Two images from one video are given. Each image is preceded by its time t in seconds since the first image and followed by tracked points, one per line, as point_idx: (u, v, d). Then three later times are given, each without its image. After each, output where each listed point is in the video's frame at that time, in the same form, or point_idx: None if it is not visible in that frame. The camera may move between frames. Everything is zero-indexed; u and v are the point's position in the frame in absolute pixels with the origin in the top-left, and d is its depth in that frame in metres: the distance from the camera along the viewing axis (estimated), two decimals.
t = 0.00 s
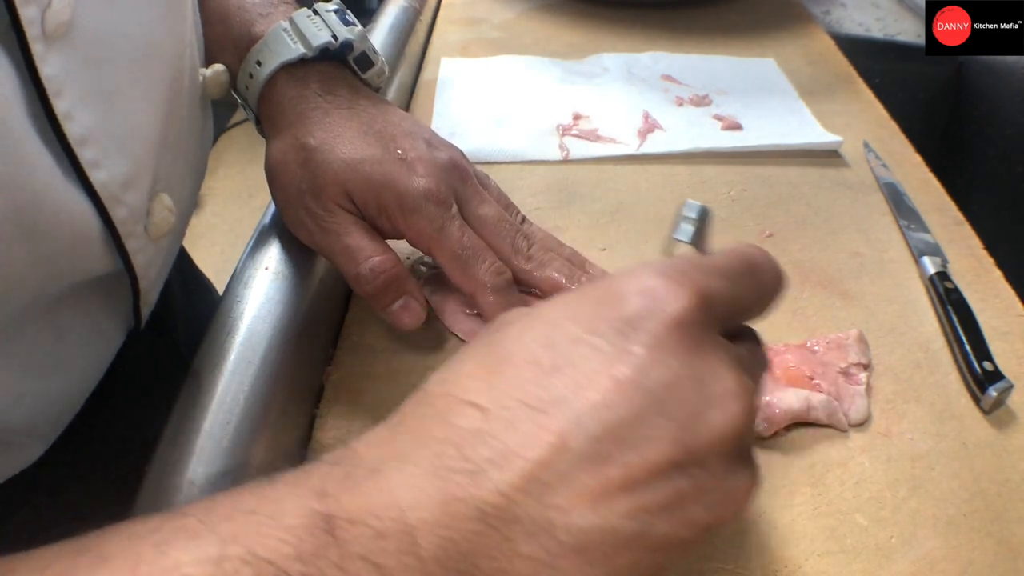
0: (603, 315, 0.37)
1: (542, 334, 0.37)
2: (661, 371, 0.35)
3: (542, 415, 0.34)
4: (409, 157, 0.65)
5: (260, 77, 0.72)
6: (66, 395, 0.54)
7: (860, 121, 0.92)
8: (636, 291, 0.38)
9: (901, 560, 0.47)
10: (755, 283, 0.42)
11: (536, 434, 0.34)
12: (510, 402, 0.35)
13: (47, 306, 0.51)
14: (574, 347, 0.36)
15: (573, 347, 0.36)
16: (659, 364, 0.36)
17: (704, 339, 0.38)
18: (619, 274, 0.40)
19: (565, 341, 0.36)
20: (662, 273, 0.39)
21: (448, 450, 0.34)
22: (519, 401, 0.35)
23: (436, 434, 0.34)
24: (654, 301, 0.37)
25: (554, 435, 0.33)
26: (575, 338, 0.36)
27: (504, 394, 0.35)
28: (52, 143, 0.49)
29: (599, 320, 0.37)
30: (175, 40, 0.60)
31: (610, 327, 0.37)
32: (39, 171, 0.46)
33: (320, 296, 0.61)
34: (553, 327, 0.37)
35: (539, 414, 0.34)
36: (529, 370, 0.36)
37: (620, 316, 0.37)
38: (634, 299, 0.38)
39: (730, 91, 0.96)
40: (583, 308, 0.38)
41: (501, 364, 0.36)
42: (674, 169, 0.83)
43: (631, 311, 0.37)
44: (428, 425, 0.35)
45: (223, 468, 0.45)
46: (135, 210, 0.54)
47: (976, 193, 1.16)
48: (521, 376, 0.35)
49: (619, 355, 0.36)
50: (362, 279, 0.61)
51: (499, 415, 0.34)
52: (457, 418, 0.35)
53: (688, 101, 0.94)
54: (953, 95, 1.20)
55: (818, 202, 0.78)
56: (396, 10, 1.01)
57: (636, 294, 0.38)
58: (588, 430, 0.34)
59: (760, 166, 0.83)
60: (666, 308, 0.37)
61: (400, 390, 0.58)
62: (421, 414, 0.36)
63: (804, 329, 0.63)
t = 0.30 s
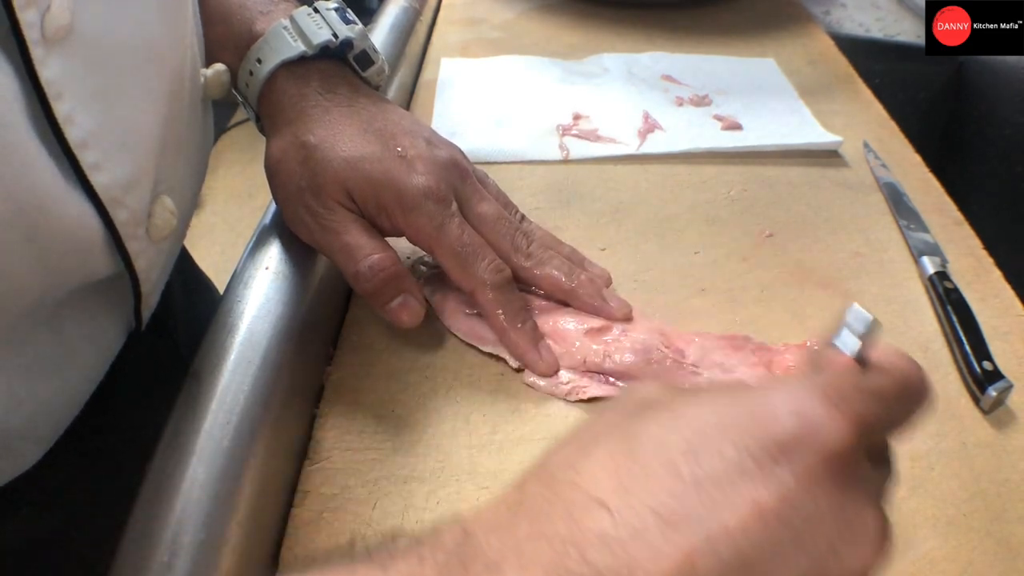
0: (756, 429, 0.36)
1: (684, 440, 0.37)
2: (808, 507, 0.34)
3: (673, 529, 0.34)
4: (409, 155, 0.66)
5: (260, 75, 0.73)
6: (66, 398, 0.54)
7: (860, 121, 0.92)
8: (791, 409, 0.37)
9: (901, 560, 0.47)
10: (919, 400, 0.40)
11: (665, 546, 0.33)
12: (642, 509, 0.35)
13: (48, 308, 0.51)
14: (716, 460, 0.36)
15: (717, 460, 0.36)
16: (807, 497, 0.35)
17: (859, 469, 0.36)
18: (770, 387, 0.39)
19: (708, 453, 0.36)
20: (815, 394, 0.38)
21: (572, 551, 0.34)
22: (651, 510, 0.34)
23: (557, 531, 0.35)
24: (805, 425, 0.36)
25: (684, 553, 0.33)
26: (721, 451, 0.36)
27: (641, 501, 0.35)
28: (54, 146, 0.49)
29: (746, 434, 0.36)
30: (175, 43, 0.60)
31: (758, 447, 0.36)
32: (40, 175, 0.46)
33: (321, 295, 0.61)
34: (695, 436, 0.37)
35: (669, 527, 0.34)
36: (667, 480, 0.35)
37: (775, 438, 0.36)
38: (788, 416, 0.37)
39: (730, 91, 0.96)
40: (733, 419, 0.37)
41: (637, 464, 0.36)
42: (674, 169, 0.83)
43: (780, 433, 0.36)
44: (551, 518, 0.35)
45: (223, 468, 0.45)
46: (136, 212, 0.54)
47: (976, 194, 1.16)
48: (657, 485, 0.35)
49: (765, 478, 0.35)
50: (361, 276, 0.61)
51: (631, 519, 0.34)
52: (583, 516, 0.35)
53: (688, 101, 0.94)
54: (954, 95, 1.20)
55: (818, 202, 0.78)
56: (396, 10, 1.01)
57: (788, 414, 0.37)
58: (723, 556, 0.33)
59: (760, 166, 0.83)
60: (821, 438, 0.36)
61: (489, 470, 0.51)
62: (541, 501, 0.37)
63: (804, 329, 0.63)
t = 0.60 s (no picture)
0: (697, 477, 0.30)
1: (613, 479, 0.31)
2: None
3: None
4: (433, 153, 0.68)
5: (278, 83, 0.73)
6: (67, 399, 0.54)
7: (860, 121, 0.92)
8: (744, 464, 0.30)
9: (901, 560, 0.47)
10: (927, 463, 0.34)
11: None
12: (546, 548, 0.29)
13: (47, 309, 0.51)
14: (642, 508, 0.30)
15: (635, 503, 0.30)
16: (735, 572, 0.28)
17: (828, 536, 0.31)
18: (727, 423, 0.32)
19: (632, 498, 0.30)
20: (781, 443, 0.31)
21: None
22: (556, 554, 0.29)
23: (452, 556, 0.29)
24: (759, 487, 0.30)
25: None
26: (647, 498, 0.30)
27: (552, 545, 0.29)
28: (54, 146, 0.49)
29: (681, 483, 0.30)
30: (177, 43, 0.60)
31: (694, 503, 0.29)
32: (40, 176, 0.46)
33: (319, 295, 0.61)
34: (629, 473, 0.31)
35: None
36: (581, 522, 0.30)
37: (716, 492, 0.30)
38: (738, 472, 0.30)
39: (729, 91, 0.96)
40: (673, 465, 0.31)
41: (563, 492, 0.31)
42: (673, 169, 0.83)
43: (727, 485, 0.30)
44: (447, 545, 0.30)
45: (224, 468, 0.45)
46: (137, 213, 0.54)
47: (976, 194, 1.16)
48: (570, 526, 0.29)
49: (692, 540, 0.29)
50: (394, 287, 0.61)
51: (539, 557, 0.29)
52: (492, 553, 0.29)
53: (688, 101, 0.94)
54: (954, 95, 1.20)
55: (818, 202, 0.78)
56: (396, 10, 1.01)
57: (742, 469, 0.30)
58: None
59: (759, 166, 0.83)
60: (773, 496, 0.29)
61: (402, 495, 0.50)
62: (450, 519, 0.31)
63: (804, 329, 0.63)
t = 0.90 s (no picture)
0: (518, 358, 0.35)
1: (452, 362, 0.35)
2: (558, 440, 0.32)
3: (425, 446, 0.33)
4: (445, 161, 0.66)
5: (288, 91, 0.73)
6: (66, 401, 0.54)
7: (861, 121, 0.92)
8: (557, 341, 0.35)
9: (900, 560, 0.47)
10: (717, 351, 0.39)
11: (414, 461, 0.33)
12: (400, 424, 0.34)
13: (45, 311, 0.51)
14: (474, 384, 0.34)
15: (478, 386, 0.34)
16: (556, 430, 0.33)
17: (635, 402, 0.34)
18: (553, 315, 0.36)
19: (469, 376, 0.35)
20: (596, 330, 0.35)
21: (328, 458, 0.34)
22: (409, 428, 0.34)
23: (320, 439, 0.35)
24: (572, 355, 0.34)
25: (430, 470, 0.32)
26: (481, 376, 0.35)
27: (395, 416, 0.34)
28: (50, 149, 0.49)
29: (509, 364, 0.35)
30: (176, 45, 0.60)
31: (520, 378, 0.34)
32: (36, 179, 0.46)
33: (319, 296, 0.61)
34: (466, 356, 0.36)
35: (422, 444, 0.33)
36: (427, 400, 0.34)
37: (533, 365, 0.34)
38: (552, 350, 0.34)
39: (729, 91, 0.96)
40: (502, 348, 0.35)
41: (412, 379, 0.35)
42: (673, 169, 0.83)
43: (545, 361, 0.34)
44: (320, 427, 0.35)
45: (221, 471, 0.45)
46: (135, 216, 0.54)
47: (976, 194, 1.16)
48: (416, 402, 0.34)
49: (517, 409, 0.33)
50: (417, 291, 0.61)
51: (388, 428, 0.34)
52: (350, 430, 0.34)
53: (688, 101, 0.94)
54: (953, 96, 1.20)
55: (817, 202, 0.78)
56: (396, 10, 1.01)
57: (558, 346, 0.34)
58: (464, 476, 0.32)
59: (759, 166, 0.83)
60: (582, 368, 0.34)
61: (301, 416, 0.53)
62: (319, 411, 0.36)
63: (804, 329, 0.64)
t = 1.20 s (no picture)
0: (501, 301, 0.39)
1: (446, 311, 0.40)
2: (539, 355, 0.37)
3: (429, 381, 0.37)
4: (441, 161, 0.66)
5: (284, 92, 0.73)
6: (68, 400, 0.54)
7: (861, 121, 0.91)
8: (530, 281, 0.39)
9: (901, 561, 0.47)
10: (663, 288, 0.42)
11: (420, 396, 0.37)
12: (405, 367, 0.38)
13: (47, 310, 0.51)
14: (466, 324, 0.39)
15: (469, 326, 0.39)
16: (539, 347, 0.37)
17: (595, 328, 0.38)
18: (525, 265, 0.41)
19: (461, 318, 0.39)
20: (564, 269, 0.39)
21: (342, 406, 0.38)
22: (413, 368, 0.38)
23: (332, 389, 0.39)
24: (540, 292, 0.39)
25: (436, 399, 0.37)
26: (471, 317, 0.39)
27: (400, 360, 0.39)
28: (53, 147, 0.49)
29: (494, 305, 0.39)
30: (178, 44, 0.60)
31: (505, 313, 0.38)
32: (40, 176, 0.46)
33: (319, 298, 0.61)
34: (455, 305, 0.40)
35: (427, 380, 0.38)
36: (427, 342, 0.39)
37: (516, 302, 0.39)
38: (532, 287, 0.39)
39: (729, 91, 0.96)
40: (484, 293, 0.40)
41: (411, 330, 0.40)
42: (674, 169, 0.83)
43: (525, 297, 0.39)
44: (330, 382, 0.39)
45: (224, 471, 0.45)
46: (138, 214, 0.54)
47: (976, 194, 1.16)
48: (417, 348, 0.39)
49: (506, 339, 0.38)
50: (412, 289, 0.61)
51: (394, 373, 0.38)
52: (358, 376, 0.39)
53: (688, 101, 0.94)
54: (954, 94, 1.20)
55: (818, 202, 0.78)
56: (395, 9, 1.01)
57: (531, 285, 0.39)
58: (466, 400, 0.37)
59: (760, 166, 0.83)
60: (553, 301, 0.38)
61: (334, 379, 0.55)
62: (331, 370, 0.40)
63: (804, 329, 0.63)
